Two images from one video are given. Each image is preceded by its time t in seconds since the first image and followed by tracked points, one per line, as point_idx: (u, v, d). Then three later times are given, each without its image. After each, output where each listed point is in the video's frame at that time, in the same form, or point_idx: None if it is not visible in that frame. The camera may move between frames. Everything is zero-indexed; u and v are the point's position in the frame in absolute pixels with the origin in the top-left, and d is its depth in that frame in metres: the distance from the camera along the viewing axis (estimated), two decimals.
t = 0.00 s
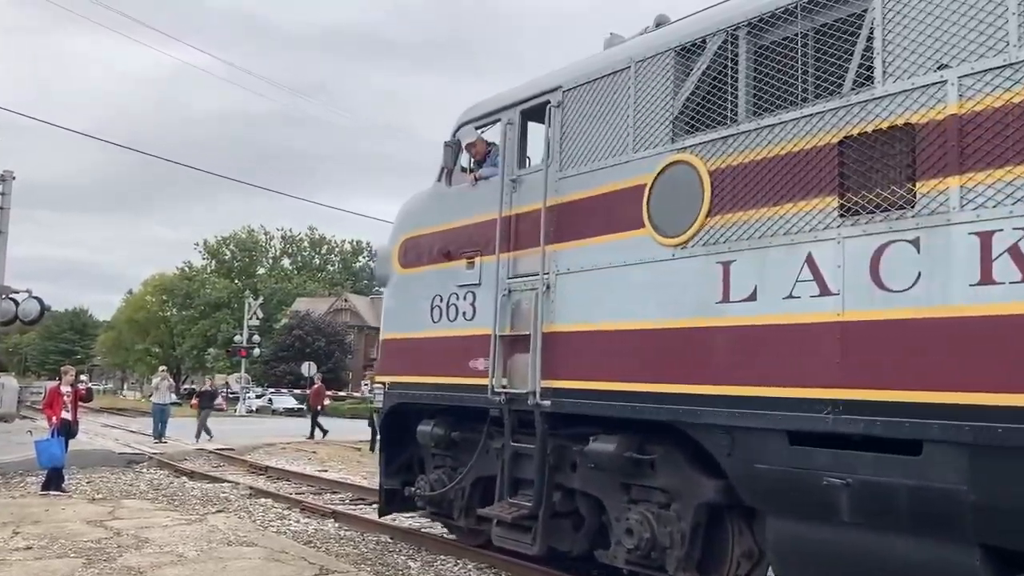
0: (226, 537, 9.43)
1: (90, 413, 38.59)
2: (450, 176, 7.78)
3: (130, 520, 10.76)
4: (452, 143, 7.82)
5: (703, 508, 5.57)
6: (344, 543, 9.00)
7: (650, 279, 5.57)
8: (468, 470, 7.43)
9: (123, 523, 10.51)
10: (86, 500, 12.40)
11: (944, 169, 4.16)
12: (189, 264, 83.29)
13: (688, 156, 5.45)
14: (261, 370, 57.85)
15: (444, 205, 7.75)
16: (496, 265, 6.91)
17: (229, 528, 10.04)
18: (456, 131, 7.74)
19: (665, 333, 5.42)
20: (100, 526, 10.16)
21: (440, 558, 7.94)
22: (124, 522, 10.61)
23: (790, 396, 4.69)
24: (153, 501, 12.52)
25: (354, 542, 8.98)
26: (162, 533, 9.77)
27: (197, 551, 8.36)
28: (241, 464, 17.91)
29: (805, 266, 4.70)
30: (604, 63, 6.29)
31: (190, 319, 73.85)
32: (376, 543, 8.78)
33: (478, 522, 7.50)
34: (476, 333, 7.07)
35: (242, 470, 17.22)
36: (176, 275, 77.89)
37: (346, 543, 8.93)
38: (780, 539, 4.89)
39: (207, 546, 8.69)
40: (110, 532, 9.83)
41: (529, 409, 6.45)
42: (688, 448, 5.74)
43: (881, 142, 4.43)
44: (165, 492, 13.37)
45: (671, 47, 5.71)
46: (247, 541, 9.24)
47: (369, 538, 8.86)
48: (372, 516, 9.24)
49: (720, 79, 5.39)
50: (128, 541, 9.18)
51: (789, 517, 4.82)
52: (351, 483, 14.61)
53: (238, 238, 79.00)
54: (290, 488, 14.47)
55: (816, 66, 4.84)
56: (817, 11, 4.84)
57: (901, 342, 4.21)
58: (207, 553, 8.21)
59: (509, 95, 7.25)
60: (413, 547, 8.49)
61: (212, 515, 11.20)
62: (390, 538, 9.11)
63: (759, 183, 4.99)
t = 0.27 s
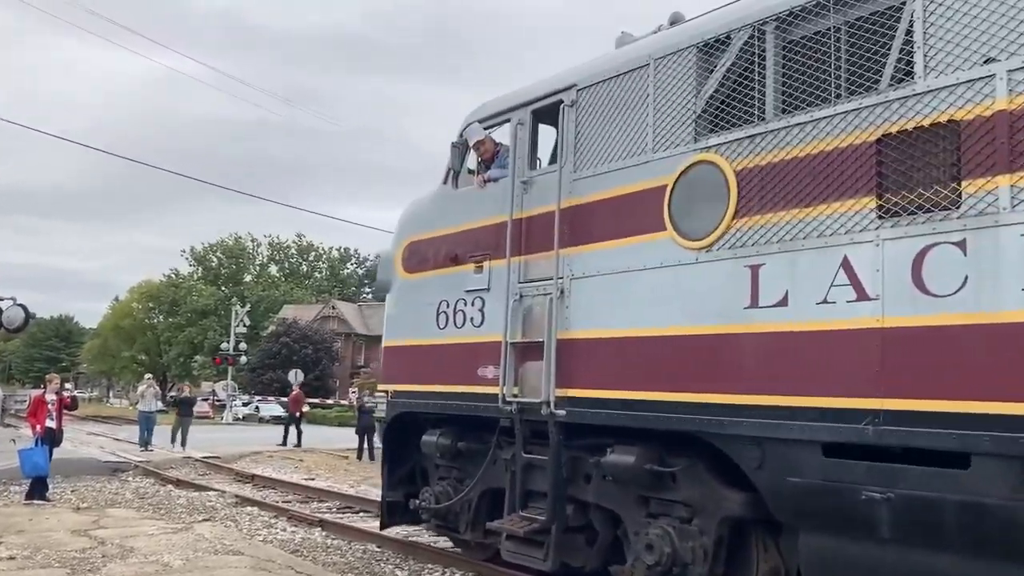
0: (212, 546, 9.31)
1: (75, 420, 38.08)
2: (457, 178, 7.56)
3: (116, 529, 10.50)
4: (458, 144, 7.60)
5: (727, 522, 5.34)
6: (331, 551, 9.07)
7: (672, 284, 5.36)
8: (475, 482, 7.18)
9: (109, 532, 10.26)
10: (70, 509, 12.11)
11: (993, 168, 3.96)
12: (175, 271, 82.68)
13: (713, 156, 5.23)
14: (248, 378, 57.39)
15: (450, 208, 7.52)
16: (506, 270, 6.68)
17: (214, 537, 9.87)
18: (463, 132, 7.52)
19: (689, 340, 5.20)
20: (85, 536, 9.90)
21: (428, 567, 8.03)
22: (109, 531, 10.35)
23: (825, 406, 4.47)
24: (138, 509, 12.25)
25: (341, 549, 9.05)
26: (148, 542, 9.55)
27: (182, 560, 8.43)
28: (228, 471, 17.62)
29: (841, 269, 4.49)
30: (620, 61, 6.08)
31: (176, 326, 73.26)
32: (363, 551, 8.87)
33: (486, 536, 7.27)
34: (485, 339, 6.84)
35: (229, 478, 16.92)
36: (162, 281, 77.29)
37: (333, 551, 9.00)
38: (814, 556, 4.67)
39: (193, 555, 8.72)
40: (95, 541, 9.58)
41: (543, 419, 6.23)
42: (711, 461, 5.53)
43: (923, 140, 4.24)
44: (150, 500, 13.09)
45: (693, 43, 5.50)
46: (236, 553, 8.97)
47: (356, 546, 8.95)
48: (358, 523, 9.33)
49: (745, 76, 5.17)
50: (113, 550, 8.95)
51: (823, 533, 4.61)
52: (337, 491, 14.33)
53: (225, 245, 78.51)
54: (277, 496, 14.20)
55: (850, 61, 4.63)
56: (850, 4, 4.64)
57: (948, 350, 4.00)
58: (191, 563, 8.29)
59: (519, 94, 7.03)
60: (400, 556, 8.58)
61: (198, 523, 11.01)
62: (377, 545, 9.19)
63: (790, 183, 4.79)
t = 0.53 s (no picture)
0: (197, 555, 9.09)
1: (54, 428, 37.48)
2: (462, 179, 7.33)
3: (97, 539, 10.20)
4: (463, 145, 7.39)
5: (751, 536, 5.10)
6: (315, 560, 9.03)
7: (694, 287, 5.14)
8: (481, 494, 6.91)
9: (90, 541, 9.97)
10: (49, 518, 11.77)
11: None
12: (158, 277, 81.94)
13: (738, 153, 5.02)
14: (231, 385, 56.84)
15: (454, 210, 7.28)
16: (516, 273, 6.44)
17: (197, 546, 9.65)
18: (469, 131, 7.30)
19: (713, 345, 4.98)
20: (65, 546, 9.60)
21: None
22: (90, 541, 10.05)
23: (861, 414, 4.25)
24: (119, 518, 11.93)
25: (325, 558, 9.02)
26: (130, 552, 9.29)
27: (164, 570, 8.36)
28: (210, 480, 17.29)
29: (878, 271, 4.28)
30: (636, 56, 5.86)
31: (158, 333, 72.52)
32: (348, 560, 8.84)
33: (491, 549, 7.02)
34: (492, 345, 6.60)
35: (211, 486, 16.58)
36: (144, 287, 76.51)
37: (317, 560, 8.98)
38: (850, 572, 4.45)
39: (176, 565, 8.64)
40: (75, 551, 9.30)
41: (555, 429, 5.99)
42: (734, 471, 5.29)
43: (968, 136, 4.04)
44: (132, 509, 12.77)
45: (715, 37, 5.28)
46: (222, 564, 8.66)
47: (340, 555, 8.92)
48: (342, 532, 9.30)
49: (772, 70, 4.96)
50: (94, 561, 8.68)
51: (861, 548, 4.39)
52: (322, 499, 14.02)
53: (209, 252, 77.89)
54: (260, 504, 13.91)
55: (887, 54, 4.43)
56: None
57: (998, 356, 3.79)
58: (173, 573, 8.22)
59: (528, 92, 6.81)
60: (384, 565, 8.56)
61: (180, 532, 10.75)
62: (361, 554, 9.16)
63: (823, 182, 4.58)
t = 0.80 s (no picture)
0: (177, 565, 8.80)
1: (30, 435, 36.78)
2: (464, 180, 7.08)
3: (73, 548, 9.85)
4: (465, 144, 7.16)
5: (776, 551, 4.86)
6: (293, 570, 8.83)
7: (716, 290, 4.92)
8: (485, 506, 6.68)
9: (65, 551, 9.62)
10: (23, 527, 11.39)
11: None
12: (137, 283, 81.01)
13: (762, 151, 4.81)
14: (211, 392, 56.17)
15: (457, 211, 7.04)
16: (523, 277, 6.21)
17: (176, 555, 9.35)
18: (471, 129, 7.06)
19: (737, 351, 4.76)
20: (40, 555, 9.26)
21: None
22: (66, 550, 9.71)
23: (900, 424, 4.04)
24: (96, 527, 11.57)
25: (304, 567, 8.81)
26: (107, 561, 8.96)
27: None
28: (189, 488, 16.90)
29: (917, 274, 4.07)
30: (651, 51, 5.64)
31: (136, 339, 71.64)
32: (328, 570, 8.64)
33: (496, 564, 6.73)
34: (498, 352, 6.36)
35: (190, 494, 16.18)
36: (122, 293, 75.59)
37: (295, 569, 8.77)
38: None
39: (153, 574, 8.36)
40: (51, 561, 8.96)
41: (566, 438, 5.76)
42: (758, 483, 5.08)
43: (1014, 131, 3.84)
44: (109, 518, 12.40)
45: (736, 30, 5.08)
46: None
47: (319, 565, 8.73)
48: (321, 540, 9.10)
49: (798, 65, 4.76)
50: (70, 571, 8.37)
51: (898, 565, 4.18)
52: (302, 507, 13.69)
53: (189, 258, 77.14)
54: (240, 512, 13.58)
55: (924, 46, 4.24)
56: None
57: None
58: None
59: (535, 89, 6.58)
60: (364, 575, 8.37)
61: (158, 540, 10.44)
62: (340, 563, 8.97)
63: (856, 180, 4.38)
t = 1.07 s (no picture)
0: None
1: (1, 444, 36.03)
2: (466, 179, 6.85)
3: (45, 559, 9.49)
4: (467, 142, 6.92)
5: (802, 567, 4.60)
6: None
7: (739, 293, 4.71)
8: (488, 519, 6.42)
9: (37, 562, 9.26)
10: None
11: None
12: (112, 289, 79.92)
13: (788, 148, 4.61)
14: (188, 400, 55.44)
15: (458, 212, 6.80)
16: (530, 280, 5.97)
17: (151, 565, 9.04)
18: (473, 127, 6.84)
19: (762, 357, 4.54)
20: (10, 567, 8.90)
21: None
22: (37, 561, 9.35)
23: (941, 434, 3.83)
24: (68, 538, 11.20)
25: None
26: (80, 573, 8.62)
27: None
28: (165, 497, 16.50)
29: (958, 276, 3.88)
30: (666, 46, 5.44)
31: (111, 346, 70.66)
32: None
33: None
34: (503, 358, 6.12)
35: (166, 504, 15.81)
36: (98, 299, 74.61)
37: None
38: None
39: None
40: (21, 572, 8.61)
41: (576, 448, 5.52)
42: (782, 495, 4.85)
43: None
44: (82, 528, 12.01)
45: (757, 22, 4.88)
46: None
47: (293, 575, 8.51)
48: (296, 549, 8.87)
49: (825, 59, 4.57)
50: None
51: None
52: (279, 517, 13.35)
53: (166, 264, 76.32)
54: (216, 522, 13.25)
55: (962, 38, 4.06)
56: None
57: None
58: None
59: (541, 86, 6.36)
60: None
61: (133, 551, 10.10)
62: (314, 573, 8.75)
63: (891, 178, 4.19)
